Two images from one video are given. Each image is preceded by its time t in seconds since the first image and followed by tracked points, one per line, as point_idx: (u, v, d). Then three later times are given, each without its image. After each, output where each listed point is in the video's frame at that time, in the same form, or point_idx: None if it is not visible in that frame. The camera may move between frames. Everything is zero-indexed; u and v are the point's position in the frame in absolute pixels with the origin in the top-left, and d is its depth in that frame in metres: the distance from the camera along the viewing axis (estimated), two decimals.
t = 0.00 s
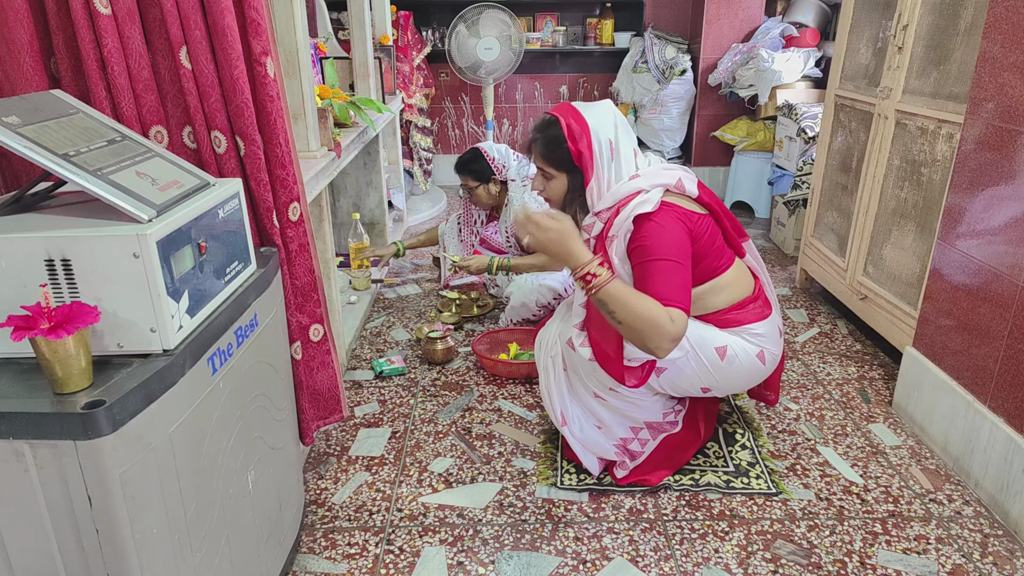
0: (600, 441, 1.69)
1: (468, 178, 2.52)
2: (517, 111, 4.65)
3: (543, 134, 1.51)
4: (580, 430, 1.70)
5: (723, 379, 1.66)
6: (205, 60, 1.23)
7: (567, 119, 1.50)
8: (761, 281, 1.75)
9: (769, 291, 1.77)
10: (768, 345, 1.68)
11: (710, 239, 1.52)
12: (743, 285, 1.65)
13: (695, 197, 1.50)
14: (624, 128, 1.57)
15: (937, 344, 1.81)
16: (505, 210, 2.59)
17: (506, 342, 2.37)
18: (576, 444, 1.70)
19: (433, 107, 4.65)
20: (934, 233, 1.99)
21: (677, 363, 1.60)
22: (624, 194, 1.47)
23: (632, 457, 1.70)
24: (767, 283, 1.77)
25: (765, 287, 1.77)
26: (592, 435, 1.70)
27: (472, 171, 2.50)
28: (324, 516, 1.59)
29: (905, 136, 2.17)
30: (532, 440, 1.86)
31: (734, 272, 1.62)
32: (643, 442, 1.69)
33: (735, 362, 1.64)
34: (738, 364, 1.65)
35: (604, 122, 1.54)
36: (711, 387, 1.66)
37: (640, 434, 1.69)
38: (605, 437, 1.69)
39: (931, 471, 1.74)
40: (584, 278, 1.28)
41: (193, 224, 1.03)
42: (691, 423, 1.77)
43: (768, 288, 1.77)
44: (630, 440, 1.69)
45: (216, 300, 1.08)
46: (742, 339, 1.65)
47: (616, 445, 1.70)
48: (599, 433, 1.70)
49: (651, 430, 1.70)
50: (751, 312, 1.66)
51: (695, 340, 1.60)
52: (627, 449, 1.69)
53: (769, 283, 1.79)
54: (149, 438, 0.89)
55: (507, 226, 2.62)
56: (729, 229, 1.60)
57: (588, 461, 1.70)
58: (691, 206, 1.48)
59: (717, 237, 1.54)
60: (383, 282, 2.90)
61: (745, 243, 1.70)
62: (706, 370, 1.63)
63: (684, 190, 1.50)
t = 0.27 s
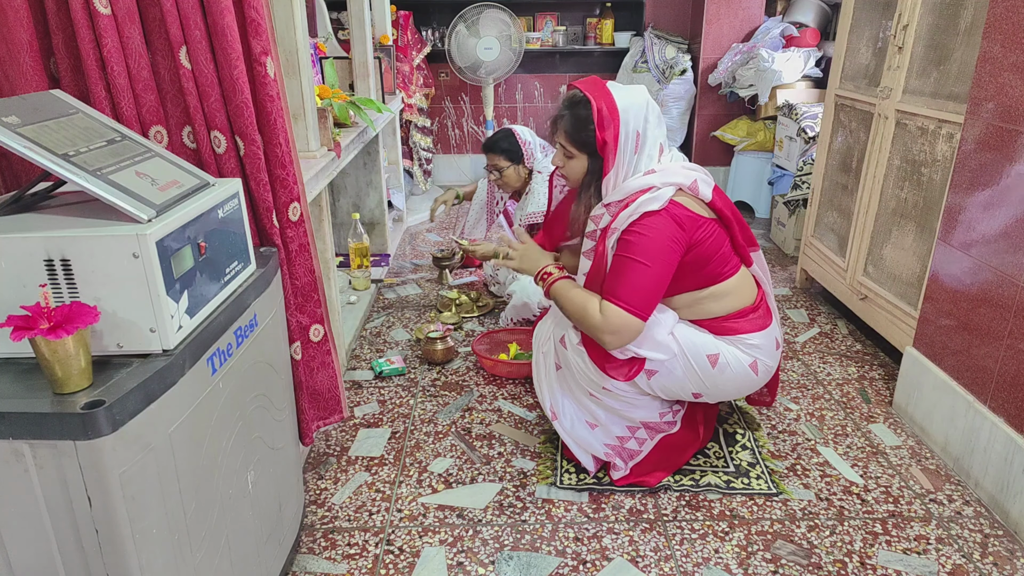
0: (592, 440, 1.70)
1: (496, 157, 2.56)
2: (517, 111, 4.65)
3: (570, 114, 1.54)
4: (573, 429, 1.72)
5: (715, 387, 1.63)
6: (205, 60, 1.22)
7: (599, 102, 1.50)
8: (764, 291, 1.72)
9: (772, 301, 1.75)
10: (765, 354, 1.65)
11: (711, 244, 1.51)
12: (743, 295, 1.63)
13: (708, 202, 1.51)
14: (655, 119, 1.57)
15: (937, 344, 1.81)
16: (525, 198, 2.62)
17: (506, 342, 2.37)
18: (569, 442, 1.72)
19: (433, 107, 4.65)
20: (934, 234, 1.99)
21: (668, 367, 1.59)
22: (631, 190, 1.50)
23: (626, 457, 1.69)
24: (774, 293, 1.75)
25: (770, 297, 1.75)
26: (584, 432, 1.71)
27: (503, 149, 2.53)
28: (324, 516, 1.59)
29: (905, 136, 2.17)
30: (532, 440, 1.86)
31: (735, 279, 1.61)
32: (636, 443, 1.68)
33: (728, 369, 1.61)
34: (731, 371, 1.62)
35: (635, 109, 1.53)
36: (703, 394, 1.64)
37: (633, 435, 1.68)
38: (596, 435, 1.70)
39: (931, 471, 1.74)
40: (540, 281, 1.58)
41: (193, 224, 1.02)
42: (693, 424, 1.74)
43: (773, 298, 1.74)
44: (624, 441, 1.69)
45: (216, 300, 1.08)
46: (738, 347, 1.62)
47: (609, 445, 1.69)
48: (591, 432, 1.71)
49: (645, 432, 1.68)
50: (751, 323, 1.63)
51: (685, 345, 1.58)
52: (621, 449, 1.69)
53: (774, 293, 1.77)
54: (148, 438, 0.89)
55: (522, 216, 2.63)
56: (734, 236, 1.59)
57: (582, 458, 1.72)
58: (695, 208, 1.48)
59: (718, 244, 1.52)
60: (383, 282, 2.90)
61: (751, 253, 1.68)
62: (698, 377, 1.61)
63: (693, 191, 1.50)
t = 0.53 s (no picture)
0: (590, 444, 1.70)
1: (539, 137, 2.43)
2: (517, 111, 4.65)
3: (577, 107, 1.50)
4: (570, 432, 1.72)
5: (709, 389, 1.63)
6: (204, 60, 1.22)
7: (606, 96, 1.46)
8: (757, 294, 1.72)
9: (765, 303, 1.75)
10: (759, 358, 1.65)
11: (710, 243, 1.50)
12: (738, 297, 1.62)
13: (711, 203, 1.52)
14: (668, 112, 1.53)
15: (938, 344, 1.80)
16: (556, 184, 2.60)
17: (506, 342, 2.37)
18: (567, 445, 1.72)
19: (433, 107, 4.65)
20: (934, 234, 1.99)
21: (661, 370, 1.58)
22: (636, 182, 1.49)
23: (624, 459, 1.70)
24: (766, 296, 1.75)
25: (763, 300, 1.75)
26: (581, 437, 1.71)
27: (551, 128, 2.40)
28: (324, 516, 1.59)
29: (905, 136, 2.17)
30: (532, 440, 1.86)
31: (731, 281, 1.60)
32: (634, 445, 1.69)
33: (722, 372, 1.61)
34: (726, 374, 1.61)
35: (645, 101, 1.49)
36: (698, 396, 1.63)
37: (631, 438, 1.69)
38: (594, 439, 1.70)
39: (932, 471, 1.74)
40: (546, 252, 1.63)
41: (192, 224, 1.02)
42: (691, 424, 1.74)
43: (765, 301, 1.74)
44: (622, 443, 1.69)
45: (216, 300, 1.08)
46: (732, 349, 1.62)
47: (607, 447, 1.70)
48: (589, 435, 1.71)
49: (642, 434, 1.69)
50: (747, 325, 1.62)
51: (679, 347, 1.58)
52: (620, 451, 1.70)
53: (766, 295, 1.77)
54: (148, 439, 0.89)
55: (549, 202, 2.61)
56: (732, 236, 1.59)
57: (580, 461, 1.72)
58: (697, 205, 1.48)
59: (716, 243, 1.52)
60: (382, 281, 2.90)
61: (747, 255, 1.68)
62: (692, 379, 1.60)
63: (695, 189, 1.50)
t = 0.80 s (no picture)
0: (593, 450, 1.68)
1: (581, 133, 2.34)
2: (517, 111, 4.65)
3: (583, 104, 1.47)
4: (572, 440, 1.70)
5: (707, 386, 1.62)
6: (204, 60, 1.22)
7: (615, 92, 1.43)
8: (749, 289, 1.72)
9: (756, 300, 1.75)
10: (754, 353, 1.65)
11: (707, 239, 1.50)
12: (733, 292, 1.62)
13: (711, 200, 1.54)
14: (672, 107, 1.51)
15: (938, 344, 1.80)
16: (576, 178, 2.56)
17: (506, 342, 2.37)
18: (570, 453, 1.70)
19: (433, 107, 4.65)
20: (934, 234, 1.99)
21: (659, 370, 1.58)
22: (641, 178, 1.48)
23: (627, 461, 1.69)
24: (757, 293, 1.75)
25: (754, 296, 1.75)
26: (583, 443, 1.69)
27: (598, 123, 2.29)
28: (324, 516, 1.59)
29: (905, 136, 2.17)
30: (532, 441, 1.86)
31: (726, 278, 1.60)
32: (637, 447, 1.68)
33: (719, 369, 1.60)
34: (723, 370, 1.61)
35: (652, 97, 1.47)
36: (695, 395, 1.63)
37: (633, 440, 1.67)
38: (596, 444, 1.68)
39: (932, 471, 1.74)
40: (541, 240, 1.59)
41: (192, 225, 1.02)
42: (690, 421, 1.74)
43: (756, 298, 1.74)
44: (624, 445, 1.68)
45: (216, 301, 1.08)
46: (728, 345, 1.61)
47: (610, 451, 1.69)
48: (591, 442, 1.69)
49: (644, 435, 1.68)
50: (741, 320, 1.62)
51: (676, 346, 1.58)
52: (622, 454, 1.69)
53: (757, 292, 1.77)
54: (148, 439, 0.89)
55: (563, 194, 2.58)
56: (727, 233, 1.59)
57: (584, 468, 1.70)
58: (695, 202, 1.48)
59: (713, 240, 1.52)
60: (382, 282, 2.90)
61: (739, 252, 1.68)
62: (688, 378, 1.60)
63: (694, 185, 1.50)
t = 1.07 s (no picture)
0: (589, 452, 1.69)
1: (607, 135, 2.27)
2: (517, 111, 4.65)
3: (578, 100, 1.46)
4: (569, 442, 1.70)
5: (700, 388, 1.61)
6: (204, 60, 1.22)
7: (613, 86, 1.44)
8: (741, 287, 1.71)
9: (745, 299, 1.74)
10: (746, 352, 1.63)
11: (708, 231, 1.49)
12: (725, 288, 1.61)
13: (708, 189, 1.51)
14: (664, 102, 1.53)
15: (938, 344, 1.80)
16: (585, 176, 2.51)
17: (506, 342, 2.37)
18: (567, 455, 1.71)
19: (433, 107, 4.65)
20: (934, 234, 1.99)
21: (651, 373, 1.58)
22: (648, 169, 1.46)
23: (624, 462, 1.69)
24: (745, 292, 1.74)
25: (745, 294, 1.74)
26: (580, 446, 1.70)
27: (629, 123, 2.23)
28: (324, 516, 1.59)
29: (905, 136, 2.17)
30: (532, 441, 1.86)
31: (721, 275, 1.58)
32: (633, 447, 1.68)
33: (710, 369, 1.59)
34: (715, 370, 1.60)
35: (645, 91, 1.49)
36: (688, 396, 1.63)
37: (628, 441, 1.68)
38: (594, 445, 1.69)
39: (932, 471, 1.74)
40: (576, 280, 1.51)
41: (192, 224, 1.02)
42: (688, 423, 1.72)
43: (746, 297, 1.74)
44: (620, 447, 1.68)
45: (216, 301, 1.08)
46: (720, 344, 1.60)
47: (607, 452, 1.69)
48: (588, 444, 1.69)
49: (639, 436, 1.68)
50: (731, 318, 1.61)
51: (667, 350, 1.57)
52: (619, 455, 1.69)
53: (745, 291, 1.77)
54: (148, 439, 0.89)
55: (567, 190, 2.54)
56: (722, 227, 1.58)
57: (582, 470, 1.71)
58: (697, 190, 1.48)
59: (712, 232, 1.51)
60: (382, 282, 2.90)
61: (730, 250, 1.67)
62: (680, 379, 1.59)
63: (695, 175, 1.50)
